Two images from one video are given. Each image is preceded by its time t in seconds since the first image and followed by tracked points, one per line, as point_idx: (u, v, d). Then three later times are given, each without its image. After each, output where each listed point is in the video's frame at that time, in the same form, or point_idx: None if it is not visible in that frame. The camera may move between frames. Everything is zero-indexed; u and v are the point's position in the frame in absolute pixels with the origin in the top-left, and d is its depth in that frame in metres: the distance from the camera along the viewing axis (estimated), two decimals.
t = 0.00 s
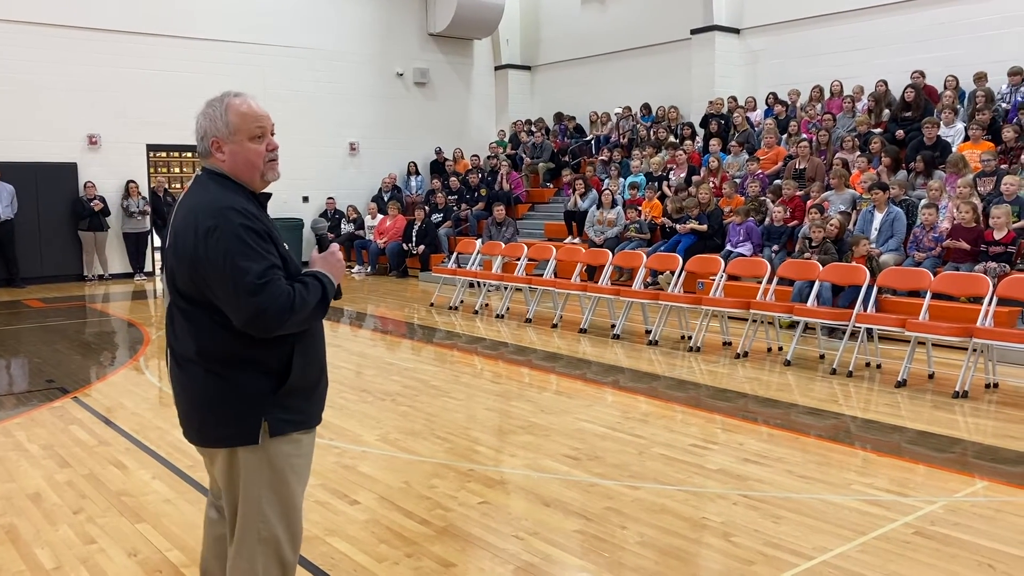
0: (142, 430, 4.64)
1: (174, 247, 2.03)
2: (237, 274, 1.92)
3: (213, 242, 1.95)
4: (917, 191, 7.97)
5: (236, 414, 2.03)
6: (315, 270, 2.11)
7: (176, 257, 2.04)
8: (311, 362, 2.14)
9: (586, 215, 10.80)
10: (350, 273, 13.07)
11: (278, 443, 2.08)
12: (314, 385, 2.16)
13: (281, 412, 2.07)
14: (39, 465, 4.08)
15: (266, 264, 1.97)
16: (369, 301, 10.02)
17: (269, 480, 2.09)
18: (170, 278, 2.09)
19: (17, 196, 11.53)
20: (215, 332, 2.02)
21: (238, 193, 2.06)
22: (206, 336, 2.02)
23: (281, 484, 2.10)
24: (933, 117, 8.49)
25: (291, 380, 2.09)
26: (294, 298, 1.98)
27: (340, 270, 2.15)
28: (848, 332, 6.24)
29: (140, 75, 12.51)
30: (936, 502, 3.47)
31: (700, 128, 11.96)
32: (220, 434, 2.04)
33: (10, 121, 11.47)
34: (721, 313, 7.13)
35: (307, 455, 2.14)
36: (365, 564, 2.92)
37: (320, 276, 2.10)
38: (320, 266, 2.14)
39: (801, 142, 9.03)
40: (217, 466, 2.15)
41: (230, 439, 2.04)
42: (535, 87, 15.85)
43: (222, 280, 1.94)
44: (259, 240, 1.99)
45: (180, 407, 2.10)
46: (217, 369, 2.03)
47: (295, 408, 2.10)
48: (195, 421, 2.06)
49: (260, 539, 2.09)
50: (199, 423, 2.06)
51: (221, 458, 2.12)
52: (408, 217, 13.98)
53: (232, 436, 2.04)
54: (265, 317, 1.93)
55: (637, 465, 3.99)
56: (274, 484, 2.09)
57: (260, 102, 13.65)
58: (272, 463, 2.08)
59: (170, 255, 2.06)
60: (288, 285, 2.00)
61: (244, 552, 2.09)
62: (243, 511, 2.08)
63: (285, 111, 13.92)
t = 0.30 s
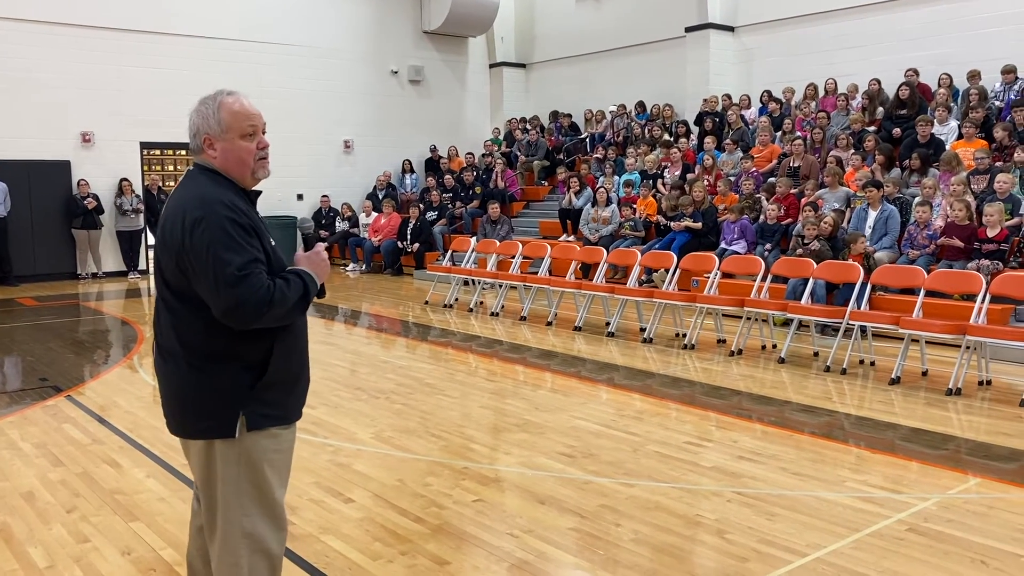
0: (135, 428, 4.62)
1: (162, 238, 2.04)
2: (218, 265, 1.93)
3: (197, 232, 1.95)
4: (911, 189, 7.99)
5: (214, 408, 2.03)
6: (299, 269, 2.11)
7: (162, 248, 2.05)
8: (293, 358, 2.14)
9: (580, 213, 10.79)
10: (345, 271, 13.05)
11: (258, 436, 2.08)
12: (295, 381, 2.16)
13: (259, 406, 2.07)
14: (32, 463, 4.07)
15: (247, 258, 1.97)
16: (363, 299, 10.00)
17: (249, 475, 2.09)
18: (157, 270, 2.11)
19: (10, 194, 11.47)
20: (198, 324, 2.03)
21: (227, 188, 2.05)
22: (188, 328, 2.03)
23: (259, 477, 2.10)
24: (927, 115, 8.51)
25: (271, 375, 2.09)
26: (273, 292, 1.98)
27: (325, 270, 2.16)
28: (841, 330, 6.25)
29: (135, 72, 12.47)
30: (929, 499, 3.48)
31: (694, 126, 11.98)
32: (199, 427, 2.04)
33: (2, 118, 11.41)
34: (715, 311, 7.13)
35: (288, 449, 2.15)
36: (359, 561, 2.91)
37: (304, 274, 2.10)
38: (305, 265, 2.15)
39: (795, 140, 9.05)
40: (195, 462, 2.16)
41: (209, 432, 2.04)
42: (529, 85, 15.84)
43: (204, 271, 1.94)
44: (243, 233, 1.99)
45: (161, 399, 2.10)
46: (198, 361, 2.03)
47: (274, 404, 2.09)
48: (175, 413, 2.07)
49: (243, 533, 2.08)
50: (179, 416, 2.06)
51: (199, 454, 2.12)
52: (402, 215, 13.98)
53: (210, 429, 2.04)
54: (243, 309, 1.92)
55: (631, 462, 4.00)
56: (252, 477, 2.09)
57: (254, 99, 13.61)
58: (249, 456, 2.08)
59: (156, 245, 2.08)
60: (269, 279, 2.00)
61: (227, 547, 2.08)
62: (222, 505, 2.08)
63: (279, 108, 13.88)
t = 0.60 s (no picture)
0: (130, 427, 4.61)
1: (149, 232, 2.05)
2: (206, 255, 1.93)
3: (184, 223, 1.96)
4: (905, 187, 8.00)
5: (203, 402, 2.03)
6: (285, 261, 2.10)
7: (149, 242, 2.05)
8: (281, 351, 2.14)
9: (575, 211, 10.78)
10: (340, 269, 13.03)
11: (245, 432, 2.08)
12: (284, 375, 2.15)
13: (247, 400, 2.07)
14: (26, 462, 4.05)
15: (235, 247, 1.98)
16: (358, 297, 9.98)
17: (236, 471, 2.09)
18: (145, 265, 2.11)
19: (4, 192, 11.43)
20: (187, 316, 2.03)
21: (215, 182, 2.05)
22: (176, 320, 2.03)
23: (247, 473, 2.09)
24: (921, 113, 8.53)
25: (259, 368, 2.09)
26: (262, 281, 1.98)
27: (311, 262, 2.15)
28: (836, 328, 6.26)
29: (130, 70, 12.43)
30: (923, 496, 3.49)
31: (690, 124, 11.97)
32: (187, 422, 2.04)
33: None
34: (710, 309, 7.14)
35: (276, 446, 2.14)
36: (353, 560, 2.91)
37: (290, 266, 2.10)
38: (290, 257, 2.14)
39: (790, 138, 9.06)
40: (183, 459, 2.16)
41: (198, 427, 2.04)
42: (524, 82, 15.83)
43: (191, 261, 1.95)
44: (230, 223, 2.00)
45: (150, 394, 2.10)
46: (186, 355, 2.04)
47: (263, 397, 2.09)
48: (163, 408, 2.07)
49: (231, 529, 2.08)
50: (167, 410, 2.06)
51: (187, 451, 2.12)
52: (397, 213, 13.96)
53: (198, 424, 2.04)
54: (231, 298, 1.93)
55: (626, 460, 4.00)
56: (240, 473, 2.09)
57: (248, 97, 13.56)
58: (237, 452, 2.08)
59: (144, 240, 2.08)
60: (257, 269, 2.00)
61: (215, 544, 2.08)
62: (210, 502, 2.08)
63: (274, 106, 13.85)
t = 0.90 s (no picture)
0: (125, 426, 4.60)
1: (146, 231, 2.03)
2: (208, 250, 1.92)
3: (185, 220, 1.95)
4: (900, 186, 8.01)
5: (204, 400, 2.03)
6: (285, 257, 2.12)
7: (147, 241, 2.03)
8: (280, 348, 2.14)
9: (571, 210, 10.79)
10: (335, 268, 13.01)
11: (246, 430, 2.08)
12: (282, 372, 2.16)
13: (248, 397, 2.07)
14: (19, 462, 4.04)
15: (236, 241, 1.98)
16: (354, 296, 9.97)
17: (236, 470, 2.08)
18: (140, 265, 2.09)
19: None
20: (186, 313, 2.02)
21: (214, 181, 2.05)
22: (175, 318, 2.02)
23: (248, 472, 2.09)
24: (915, 112, 8.56)
25: (259, 365, 2.09)
26: (264, 276, 1.99)
27: (307, 258, 2.18)
28: (830, 327, 6.28)
29: (124, 68, 12.39)
30: (918, 494, 3.49)
31: (685, 123, 11.98)
32: (187, 421, 2.04)
33: None
34: (705, 308, 7.14)
35: (275, 444, 2.14)
36: (348, 560, 2.90)
37: (290, 262, 2.11)
38: (288, 254, 2.16)
39: (785, 137, 9.07)
40: (182, 457, 2.15)
41: (199, 426, 2.03)
42: (520, 81, 15.82)
43: (193, 256, 1.94)
44: (231, 219, 2.00)
45: (149, 395, 2.09)
46: (186, 352, 2.03)
47: (263, 394, 2.09)
48: (163, 407, 2.06)
49: (230, 528, 2.07)
50: (167, 409, 2.05)
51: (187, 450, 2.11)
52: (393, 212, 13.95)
53: (200, 423, 2.04)
54: (234, 293, 1.93)
55: (621, 459, 4.00)
56: (240, 472, 2.09)
57: (244, 96, 13.54)
58: (239, 450, 2.07)
59: (139, 240, 2.06)
60: (259, 264, 2.01)
61: (214, 543, 2.07)
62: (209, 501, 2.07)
63: (270, 105, 13.83)
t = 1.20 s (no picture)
0: (121, 426, 4.59)
1: (149, 232, 2.01)
2: (217, 251, 1.92)
3: (191, 221, 1.94)
4: (897, 185, 8.03)
5: (209, 400, 2.03)
6: (286, 258, 2.12)
7: (149, 241, 2.02)
8: (281, 346, 2.15)
9: (568, 209, 10.80)
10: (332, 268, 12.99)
11: (249, 430, 2.07)
12: (283, 371, 2.16)
13: (253, 396, 2.07)
14: (15, 461, 4.03)
15: (244, 243, 1.98)
16: (350, 295, 9.96)
17: (239, 469, 2.08)
18: (141, 265, 2.07)
19: None
20: (191, 313, 2.02)
21: (217, 181, 2.05)
22: (180, 319, 2.02)
23: (251, 471, 2.09)
24: (912, 111, 8.58)
25: (262, 364, 2.10)
26: (272, 277, 2.00)
27: (308, 258, 2.17)
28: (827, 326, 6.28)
29: (120, 67, 12.37)
30: (914, 493, 3.50)
31: (682, 122, 11.98)
32: (191, 421, 2.03)
33: None
34: (701, 307, 7.14)
35: (277, 443, 2.14)
36: (345, 559, 2.90)
37: (292, 263, 2.11)
38: (288, 255, 2.15)
39: (782, 136, 9.07)
40: (183, 456, 2.14)
41: (204, 426, 2.03)
42: (517, 81, 15.82)
43: (200, 258, 1.93)
44: (237, 220, 2.00)
45: (150, 395, 2.08)
46: (191, 353, 2.02)
47: (266, 393, 2.09)
48: (166, 407, 2.05)
49: (232, 528, 2.07)
50: (170, 410, 2.04)
51: (189, 449, 2.10)
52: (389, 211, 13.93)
53: (204, 423, 2.03)
54: (244, 295, 1.94)
55: (618, 458, 4.00)
56: (243, 471, 2.09)
57: (240, 95, 13.52)
58: (242, 449, 2.07)
59: (141, 240, 2.04)
60: (265, 265, 2.01)
61: (215, 542, 2.07)
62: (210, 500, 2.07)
63: (266, 104, 13.80)
